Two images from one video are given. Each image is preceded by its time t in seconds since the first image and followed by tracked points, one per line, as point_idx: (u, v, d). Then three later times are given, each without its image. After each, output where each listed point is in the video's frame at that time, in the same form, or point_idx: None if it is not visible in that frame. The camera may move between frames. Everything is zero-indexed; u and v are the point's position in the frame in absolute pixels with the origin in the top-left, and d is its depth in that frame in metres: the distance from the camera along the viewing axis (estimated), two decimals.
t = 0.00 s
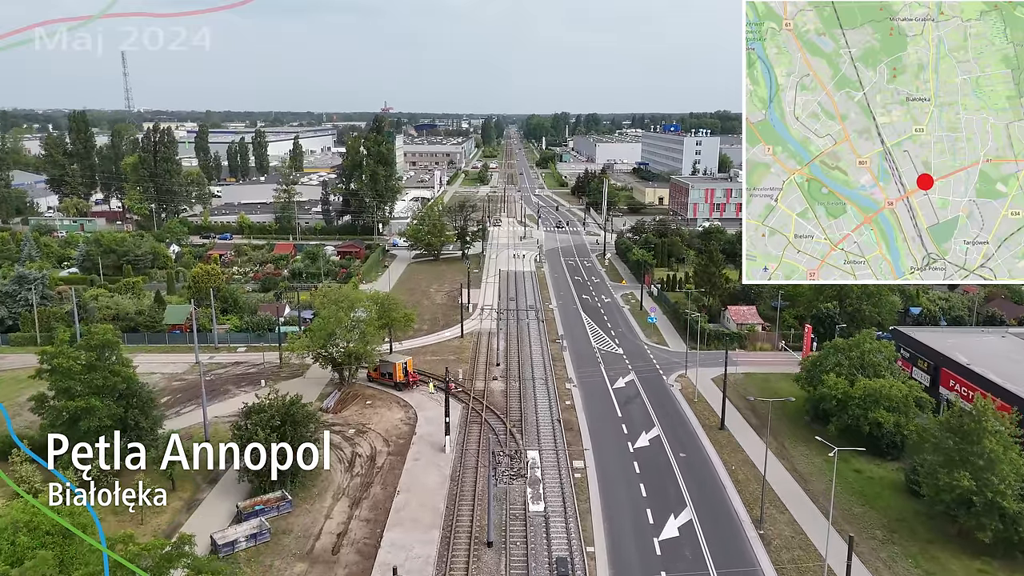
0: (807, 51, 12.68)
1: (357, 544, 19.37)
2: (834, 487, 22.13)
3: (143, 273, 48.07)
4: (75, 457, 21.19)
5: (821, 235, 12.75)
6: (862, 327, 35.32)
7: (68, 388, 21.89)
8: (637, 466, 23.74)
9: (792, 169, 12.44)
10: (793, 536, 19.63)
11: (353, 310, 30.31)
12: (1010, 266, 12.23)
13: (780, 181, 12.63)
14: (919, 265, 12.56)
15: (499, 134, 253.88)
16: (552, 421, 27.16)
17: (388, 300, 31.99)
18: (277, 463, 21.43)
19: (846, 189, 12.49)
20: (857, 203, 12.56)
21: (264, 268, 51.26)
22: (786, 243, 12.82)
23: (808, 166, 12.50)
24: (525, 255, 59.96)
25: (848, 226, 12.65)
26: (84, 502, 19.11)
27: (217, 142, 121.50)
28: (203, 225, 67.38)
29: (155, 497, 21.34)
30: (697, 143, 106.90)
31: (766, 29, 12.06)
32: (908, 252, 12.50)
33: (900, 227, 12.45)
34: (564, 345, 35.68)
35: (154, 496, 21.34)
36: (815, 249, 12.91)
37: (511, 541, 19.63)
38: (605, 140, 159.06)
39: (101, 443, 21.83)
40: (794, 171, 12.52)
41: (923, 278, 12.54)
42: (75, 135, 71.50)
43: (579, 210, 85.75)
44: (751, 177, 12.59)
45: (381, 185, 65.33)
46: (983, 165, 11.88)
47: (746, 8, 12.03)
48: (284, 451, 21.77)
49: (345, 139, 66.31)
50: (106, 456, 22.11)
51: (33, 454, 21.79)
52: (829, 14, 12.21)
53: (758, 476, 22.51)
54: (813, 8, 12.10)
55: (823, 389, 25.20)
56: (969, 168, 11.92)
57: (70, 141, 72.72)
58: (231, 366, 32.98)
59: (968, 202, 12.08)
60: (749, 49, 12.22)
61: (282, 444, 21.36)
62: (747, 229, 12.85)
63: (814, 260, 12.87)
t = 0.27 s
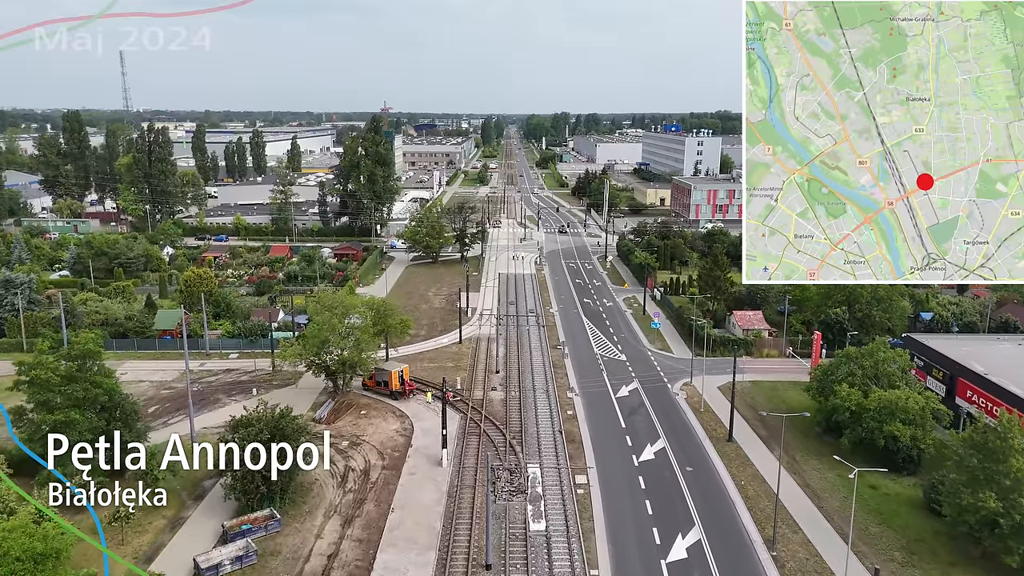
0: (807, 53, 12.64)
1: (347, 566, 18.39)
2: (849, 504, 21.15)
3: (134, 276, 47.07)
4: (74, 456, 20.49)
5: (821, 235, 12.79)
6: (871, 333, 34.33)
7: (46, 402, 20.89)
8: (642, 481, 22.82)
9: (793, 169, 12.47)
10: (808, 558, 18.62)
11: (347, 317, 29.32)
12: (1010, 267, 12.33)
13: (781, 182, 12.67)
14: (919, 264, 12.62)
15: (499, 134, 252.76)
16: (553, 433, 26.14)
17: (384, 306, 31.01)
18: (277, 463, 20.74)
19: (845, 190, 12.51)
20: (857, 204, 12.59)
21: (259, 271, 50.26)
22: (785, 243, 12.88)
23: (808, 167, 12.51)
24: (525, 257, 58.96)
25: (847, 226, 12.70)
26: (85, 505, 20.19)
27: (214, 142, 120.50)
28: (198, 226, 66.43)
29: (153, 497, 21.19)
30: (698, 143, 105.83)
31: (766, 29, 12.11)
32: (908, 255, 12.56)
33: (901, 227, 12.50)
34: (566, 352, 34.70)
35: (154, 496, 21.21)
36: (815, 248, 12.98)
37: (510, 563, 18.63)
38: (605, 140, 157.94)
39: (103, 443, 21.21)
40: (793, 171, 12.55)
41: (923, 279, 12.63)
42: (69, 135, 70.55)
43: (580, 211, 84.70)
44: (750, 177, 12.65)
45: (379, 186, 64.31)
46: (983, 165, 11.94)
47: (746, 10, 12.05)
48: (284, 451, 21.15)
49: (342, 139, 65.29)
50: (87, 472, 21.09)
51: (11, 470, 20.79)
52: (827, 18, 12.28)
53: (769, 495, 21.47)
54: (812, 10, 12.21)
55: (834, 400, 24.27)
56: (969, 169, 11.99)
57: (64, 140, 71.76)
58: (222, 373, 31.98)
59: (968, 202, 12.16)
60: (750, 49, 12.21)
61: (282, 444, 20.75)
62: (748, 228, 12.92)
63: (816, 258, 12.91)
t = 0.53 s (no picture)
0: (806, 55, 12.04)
1: None
2: (866, 523, 20.15)
3: (125, 280, 46.10)
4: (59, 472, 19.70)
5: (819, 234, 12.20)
6: (882, 340, 33.35)
7: (24, 416, 19.92)
8: (648, 498, 21.82)
9: (793, 169, 11.91)
10: None
11: (342, 324, 28.38)
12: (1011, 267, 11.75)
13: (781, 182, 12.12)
14: (919, 264, 12.05)
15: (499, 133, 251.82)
16: (555, 445, 25.13)
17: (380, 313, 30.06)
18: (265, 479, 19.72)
19: (846, 189, 11.94)
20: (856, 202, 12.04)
21: (253, 274, 49.29)
22: (785, 243, 12.28)
23: (809, 166, 11.95)
24: (525, 260, 57.98)
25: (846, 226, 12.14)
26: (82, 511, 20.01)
27: (211, 142, 119.43)
28: (193, 228, 65.56)
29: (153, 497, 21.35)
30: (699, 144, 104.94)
31: (767, 30, 11.55)
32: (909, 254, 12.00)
33: (901, 226, 11.95)
34: (568, 359, 33.72)
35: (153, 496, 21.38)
36: (815, 248, 12.38)
37: None
38: (605, 140, 156.98)
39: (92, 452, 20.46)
40: (793, 171, 11.98)
41: (923, 279, 12.04)
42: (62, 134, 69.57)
43: (580, 212, 83.73)
44: (750, 177, 12.09)
45: (377, 187, 63.36)
46: (983, 165, 11.43)
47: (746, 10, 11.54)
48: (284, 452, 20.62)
49: (340, 140, 64.34)
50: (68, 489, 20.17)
51: None
52: (827, 20, 11.82)
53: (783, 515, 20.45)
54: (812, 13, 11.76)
55: (848, 412, 23.29)
56: (970, 169, 11.47)
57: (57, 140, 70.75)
58: (212, 381, 31.00)
59: (967, 202, 11.63)
60: (749, 50, 11.67)
61: (282, 443, 20.23)
62: (748, 228, 12.33)
63: (816, 258, 12.31)
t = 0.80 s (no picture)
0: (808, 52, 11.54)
1: None
2: (885, 543, 19.14)
3: (117, 284, 45.09)
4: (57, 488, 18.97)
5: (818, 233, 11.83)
6: (893, 347, 32.33)
7: None
8: (655, 516, 20.85)
9: (792, 169, 11.53)
10: None
11: (336, 331, 27.38)
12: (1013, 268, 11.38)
13: (781, 182, 11.73)
14: (920, 265, 11.68)
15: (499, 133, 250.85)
16: (557, 459, 24.12)
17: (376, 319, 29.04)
18: (253, 498, 18.68)
19: (845, 189, 11.56)
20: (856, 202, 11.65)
21: (248, 277, 48.29)
22: (786, 243, 11.90)
23: (809, 166, 11.55)
24: (525, 262, 56.96)
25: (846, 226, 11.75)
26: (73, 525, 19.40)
27: (209, 142, 118.36)
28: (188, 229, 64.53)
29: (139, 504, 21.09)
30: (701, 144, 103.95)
31: (767, 30, 11.15)
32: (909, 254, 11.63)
33: (902, 226, 11.57)
34: (570, 366, 32.73)
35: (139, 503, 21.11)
36: (815, 249, 11.99)
37: None
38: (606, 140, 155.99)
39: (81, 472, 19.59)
40: (793, 171, 11.60)
41: (923, 279, 11.67)
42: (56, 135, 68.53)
43: (581, 213, 82.74)
44: (749, 177, 11.73)
45: (375, 188, 62.33)
46: (983, 165, 11.04)
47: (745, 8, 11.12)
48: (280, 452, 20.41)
49: (337, 141, 63.32)
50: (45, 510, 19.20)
51: None
52: (828, 13, 11.30)
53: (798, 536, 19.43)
54: (812, 8, 11.31)
55: (864, 425, 22.30)
56: (969, 168, 11.10)
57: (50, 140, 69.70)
58: (203, 390, 30.00)
59: (968, 202, 11.24)
60: (749, 49, 11.26)
61: (271, 460, 19.20)
62: (747, 229, 11.95)
63: (816, 259, 11.92)
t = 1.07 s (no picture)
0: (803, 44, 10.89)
1: None
2: (905, 567, 18.16)
3: (107, 288, 44.08)
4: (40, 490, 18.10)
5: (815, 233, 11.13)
6: (905, 354, 31.31)
7: None
8: (661, 535, 19.81)
9: (791, 169, 10.86)
10: None
11: (329, 340, 26.35)
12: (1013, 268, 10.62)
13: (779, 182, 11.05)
14: (919, 265, 10.92)
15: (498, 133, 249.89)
16: (559, 474, 23.10)
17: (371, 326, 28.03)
18: (237, 520, 17.60)
19: (845, 189, 10.84)
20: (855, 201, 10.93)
21: (242, 281, 47.31)
22: (785, 244, 11.22)
23: (808, 166, 10.86)
24: (525, 265, 55.98)
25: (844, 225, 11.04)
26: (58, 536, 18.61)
27: (206, 143, 117.38)
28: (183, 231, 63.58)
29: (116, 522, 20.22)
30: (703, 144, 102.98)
31: (764, 27, 10.54)
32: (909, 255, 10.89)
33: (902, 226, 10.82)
34: (571, 374, 31.72)
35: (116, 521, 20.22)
36: (814, 249, 11.29)
37: None
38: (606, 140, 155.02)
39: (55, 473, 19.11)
40: (793, 171, 10.92)
41: (923, 280, 10.90)
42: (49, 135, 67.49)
43: (582, 215, 81.77)
44: (747, 177, 11.08)
45: (372, 189, 61.37)
46: (983, 165, 10.29)
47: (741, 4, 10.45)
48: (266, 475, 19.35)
49: (334, 141, 62.27)
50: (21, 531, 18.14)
51: None
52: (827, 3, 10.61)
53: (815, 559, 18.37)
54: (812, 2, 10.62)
55: (879, 440, 21.33)
56: (969, 168, 10.35)
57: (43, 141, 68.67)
58: (192, 400, 29.00)
59: (968, 202, 10.48)
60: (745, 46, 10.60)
61: (257, 478, 18.18)
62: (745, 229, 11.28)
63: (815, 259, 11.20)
